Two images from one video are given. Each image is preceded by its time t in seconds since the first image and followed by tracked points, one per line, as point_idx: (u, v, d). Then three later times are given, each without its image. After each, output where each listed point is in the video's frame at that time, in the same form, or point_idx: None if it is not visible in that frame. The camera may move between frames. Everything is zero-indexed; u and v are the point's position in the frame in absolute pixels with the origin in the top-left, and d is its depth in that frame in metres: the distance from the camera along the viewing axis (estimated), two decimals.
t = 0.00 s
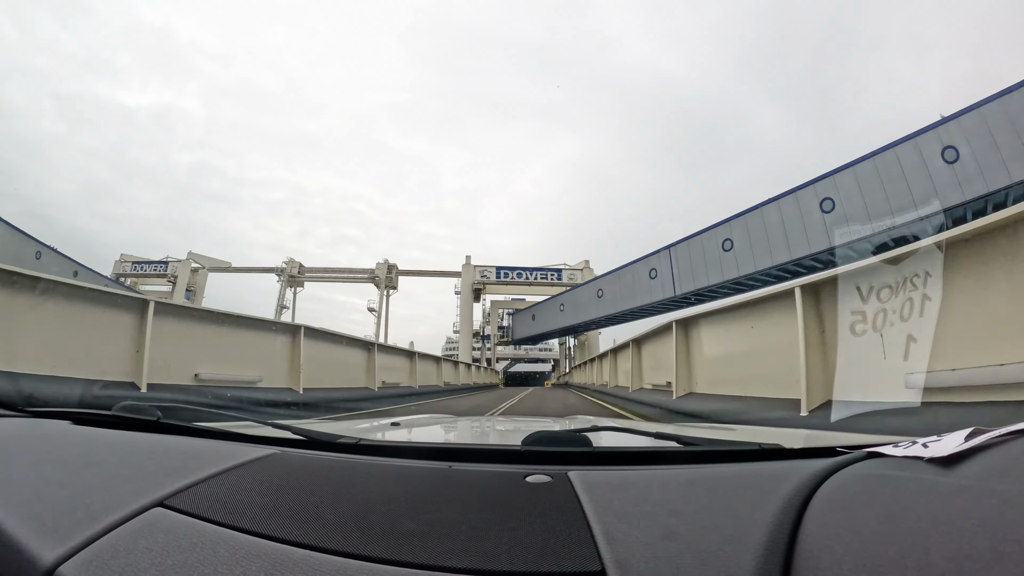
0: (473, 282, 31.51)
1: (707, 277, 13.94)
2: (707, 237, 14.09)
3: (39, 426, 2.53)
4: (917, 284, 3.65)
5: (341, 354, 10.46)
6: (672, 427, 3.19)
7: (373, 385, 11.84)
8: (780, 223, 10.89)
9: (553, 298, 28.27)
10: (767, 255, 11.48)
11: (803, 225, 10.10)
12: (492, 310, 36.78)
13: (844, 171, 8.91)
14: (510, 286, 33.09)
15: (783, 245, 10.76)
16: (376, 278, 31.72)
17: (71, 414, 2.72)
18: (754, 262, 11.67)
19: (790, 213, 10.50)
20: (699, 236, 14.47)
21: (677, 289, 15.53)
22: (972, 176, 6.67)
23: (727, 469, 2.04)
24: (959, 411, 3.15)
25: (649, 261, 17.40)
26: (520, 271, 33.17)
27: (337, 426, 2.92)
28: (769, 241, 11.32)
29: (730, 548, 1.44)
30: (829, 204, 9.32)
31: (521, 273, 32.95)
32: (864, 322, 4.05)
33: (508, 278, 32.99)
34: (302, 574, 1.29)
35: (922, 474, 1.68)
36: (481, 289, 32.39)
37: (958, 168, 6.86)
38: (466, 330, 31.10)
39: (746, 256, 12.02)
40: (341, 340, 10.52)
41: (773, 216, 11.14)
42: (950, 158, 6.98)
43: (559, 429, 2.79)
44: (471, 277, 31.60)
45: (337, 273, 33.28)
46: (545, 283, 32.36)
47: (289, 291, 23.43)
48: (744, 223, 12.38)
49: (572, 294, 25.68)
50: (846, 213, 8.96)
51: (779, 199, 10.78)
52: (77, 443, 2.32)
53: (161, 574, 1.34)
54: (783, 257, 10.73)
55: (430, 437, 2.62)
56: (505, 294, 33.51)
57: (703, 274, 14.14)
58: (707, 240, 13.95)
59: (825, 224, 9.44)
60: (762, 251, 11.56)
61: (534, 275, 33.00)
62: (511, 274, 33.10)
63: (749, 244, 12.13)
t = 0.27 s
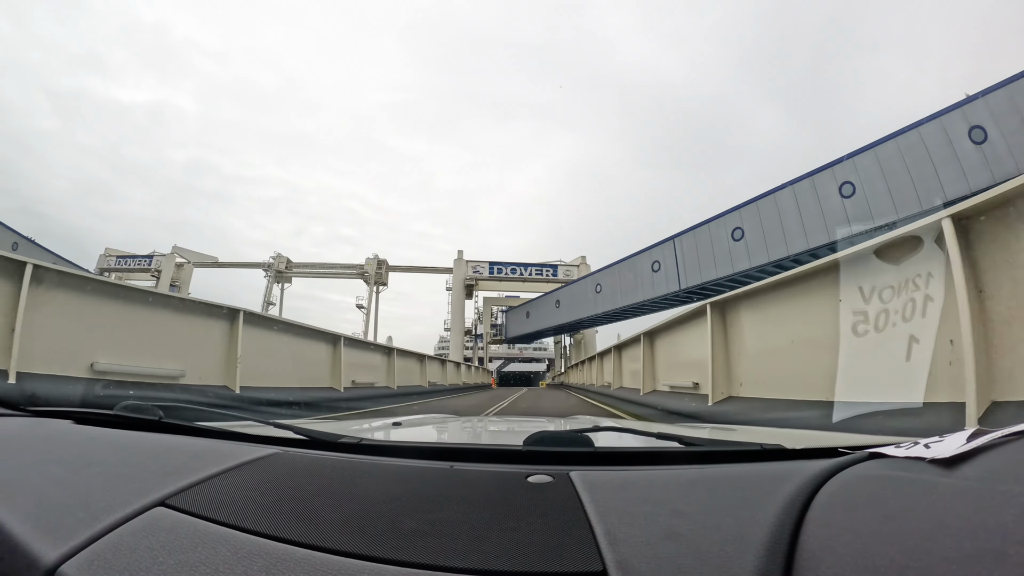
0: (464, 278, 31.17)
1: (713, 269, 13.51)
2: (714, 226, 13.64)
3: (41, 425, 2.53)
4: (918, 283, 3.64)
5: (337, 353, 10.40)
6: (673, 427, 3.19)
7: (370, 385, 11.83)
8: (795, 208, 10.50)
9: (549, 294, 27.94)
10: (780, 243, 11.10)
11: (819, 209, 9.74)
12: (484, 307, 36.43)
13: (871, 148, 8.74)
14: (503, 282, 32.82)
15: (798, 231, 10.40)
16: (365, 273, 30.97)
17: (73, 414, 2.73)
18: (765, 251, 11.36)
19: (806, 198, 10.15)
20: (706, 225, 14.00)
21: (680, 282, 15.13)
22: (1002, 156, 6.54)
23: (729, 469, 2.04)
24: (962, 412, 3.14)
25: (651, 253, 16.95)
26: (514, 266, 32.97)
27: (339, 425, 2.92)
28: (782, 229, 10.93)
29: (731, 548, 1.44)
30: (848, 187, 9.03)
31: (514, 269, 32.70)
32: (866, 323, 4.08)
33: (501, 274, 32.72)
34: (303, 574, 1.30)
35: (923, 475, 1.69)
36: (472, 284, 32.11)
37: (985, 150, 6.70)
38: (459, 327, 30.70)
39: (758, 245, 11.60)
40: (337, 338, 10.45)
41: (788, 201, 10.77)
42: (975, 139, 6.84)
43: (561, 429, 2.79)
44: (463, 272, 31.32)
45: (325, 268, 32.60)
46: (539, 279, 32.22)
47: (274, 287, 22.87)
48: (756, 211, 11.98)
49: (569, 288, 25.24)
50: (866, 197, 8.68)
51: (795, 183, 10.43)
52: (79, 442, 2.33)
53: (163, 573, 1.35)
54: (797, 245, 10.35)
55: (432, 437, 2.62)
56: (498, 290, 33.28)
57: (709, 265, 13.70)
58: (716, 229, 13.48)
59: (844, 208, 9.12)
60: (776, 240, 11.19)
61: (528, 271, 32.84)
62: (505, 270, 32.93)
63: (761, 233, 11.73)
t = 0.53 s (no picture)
0: (455, 273, 31.00)
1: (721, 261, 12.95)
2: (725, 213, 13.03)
3: (44, 424, 2.54)
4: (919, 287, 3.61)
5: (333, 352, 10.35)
6: (673, 428, 3.18)
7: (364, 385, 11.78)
8: (813, 194, 10.14)
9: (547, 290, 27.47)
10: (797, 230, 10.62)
11: (838, 192, 9.46)
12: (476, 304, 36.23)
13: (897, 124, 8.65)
14: (497, 278, 32.68)
15: (817, 215, 9.97)
16: (353, 268, 30.57)
17: (76, 413, 2.73)
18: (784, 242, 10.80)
19: (825, 182, 9.84)
20: (716, 212, 13.40)
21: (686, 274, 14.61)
22: None
23: (731, 470, 2.03)
24: (963, 413, 3.13)
25: (655, 244, 16.37)
26: (508, 263, 32.90)
27: (341, 425, 2.93)
28: (799, 215, 10.50)
29: (733, 548, 1.44)
30: (872, 169, 8.83)
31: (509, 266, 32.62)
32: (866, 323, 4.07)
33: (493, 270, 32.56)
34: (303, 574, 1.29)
35: (925, 476, 1.68)
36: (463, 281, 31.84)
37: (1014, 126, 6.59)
38: (450, 324, 30.18)
39: (774, 233, 11.05)
40: (332, 338, 10.41)
41: (805, 186, 10.41)
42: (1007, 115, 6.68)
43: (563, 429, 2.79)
44: (454, 268, 31.30)
45: (314, 264, 32.15)
46: (535, 276, 32.16)
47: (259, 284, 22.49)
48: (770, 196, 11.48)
49: (568, 283, 24.65)
50: (891, 178, 8.44)
51: (813, 166, 10.14)
52: (83, 441, 2.33)
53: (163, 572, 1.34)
54: (815, 232, 9.99)
55: (433, 437, 2.63)
56: (491, 288, 33.05)
57: (718, 254, 13.16)
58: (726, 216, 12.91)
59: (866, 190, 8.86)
60: (792, 227, 10.69)
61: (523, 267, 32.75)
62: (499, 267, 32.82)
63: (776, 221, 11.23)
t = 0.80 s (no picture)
0: (447, 267, 30.78)
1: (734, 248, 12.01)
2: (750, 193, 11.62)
3: (45, 424, 2.54)
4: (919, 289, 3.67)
5: (326, 352, 10.32)
6: (672, 429, 3.18)
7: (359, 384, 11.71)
8: (836, 172, 9.50)
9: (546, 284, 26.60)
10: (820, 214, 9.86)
11: (863, 173, 8.95)
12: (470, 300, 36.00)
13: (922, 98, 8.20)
14: (490, 273, 32.48)
15: (840, 195, 9.31)
16: (342, 263, 30.23)
17: (76, 412, 2.73)
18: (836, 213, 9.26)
19: (848, 162, 9.23)
20: (723, 198, 12.56)
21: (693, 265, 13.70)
22: None
23: (731, 471, 2.04)
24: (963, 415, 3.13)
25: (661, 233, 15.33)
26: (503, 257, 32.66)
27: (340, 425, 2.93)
28: (825, 195, 9.67)
29: (732, 551, 1.44)
30: (900, 146, 8.40)
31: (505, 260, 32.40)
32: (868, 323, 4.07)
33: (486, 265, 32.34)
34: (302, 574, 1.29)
35: (926, 478, 1.68)
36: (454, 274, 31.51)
37: None
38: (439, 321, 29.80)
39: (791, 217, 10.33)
40: (325, 337, 10.39)
41: (827, 164, 9.71)
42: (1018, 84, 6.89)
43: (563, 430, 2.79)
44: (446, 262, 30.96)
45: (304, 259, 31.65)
46: (532, 271, 31.98)
47: (243, 280, 22.17)
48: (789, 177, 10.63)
49: (568, 278, 23.85)
50: (921, 155, 8.01)
51: (835, 143, 9.58)
52: (84, 440, 2.34)
53: (163, 572, 1.34)
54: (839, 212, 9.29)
55: (433, 437, 2.63)
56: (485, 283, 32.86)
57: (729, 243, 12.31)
58: (738, 202, 12.00)
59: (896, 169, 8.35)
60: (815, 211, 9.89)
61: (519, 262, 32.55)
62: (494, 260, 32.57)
63: (828, 194, 9.60)
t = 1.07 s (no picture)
0: (439, 261, 30.38)
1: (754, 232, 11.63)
2: (768, 173, 11.28)
3: (42, 423, 2.53)
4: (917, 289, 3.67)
5: (320, 351, 10.26)
6: (669, 429, 3.18)
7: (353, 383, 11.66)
8: (863, 148, 9.14)
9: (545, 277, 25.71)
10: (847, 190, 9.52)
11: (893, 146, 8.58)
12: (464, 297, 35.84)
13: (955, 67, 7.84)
14: (484, 267, 32.23)
15: (867, 171, 9.02)
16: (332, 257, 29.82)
17: (73, 412, 2.73)
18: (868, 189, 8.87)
19: (878, 137, 8.88)
20: (740, 178, 12.08)
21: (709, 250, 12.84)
22: None
23: (728, 472, 2.04)
24: (961, 415, 3.13)
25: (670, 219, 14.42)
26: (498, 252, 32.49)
27: (338, 425, 2.93)
28: (852, 173, 9.31)
29: (730, 551, 1.44)
30: (933, 118, 7.97)
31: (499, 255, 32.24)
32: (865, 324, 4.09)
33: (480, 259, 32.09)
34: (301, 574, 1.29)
35: (924, 479, 1.68)
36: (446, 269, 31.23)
37: None
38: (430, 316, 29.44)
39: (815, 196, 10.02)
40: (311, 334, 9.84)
41: (856, 140, 9.36)
42: None
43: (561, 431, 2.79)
44: (438, 256, 30.63)
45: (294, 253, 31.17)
46: (528, 267, 31.86)
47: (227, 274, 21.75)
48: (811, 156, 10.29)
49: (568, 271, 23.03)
50: (956, 125, 7.55)
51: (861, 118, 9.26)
52: (80, 440, 2.33)
53: (161, 572, 1.34)
54: (868, 189, 8.90)
55: (430, 437, 2.63)
56: (479, 279, 32.71)
57: (748, 227, 11.84)
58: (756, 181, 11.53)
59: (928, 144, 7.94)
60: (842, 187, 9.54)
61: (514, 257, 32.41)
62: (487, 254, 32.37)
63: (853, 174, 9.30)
